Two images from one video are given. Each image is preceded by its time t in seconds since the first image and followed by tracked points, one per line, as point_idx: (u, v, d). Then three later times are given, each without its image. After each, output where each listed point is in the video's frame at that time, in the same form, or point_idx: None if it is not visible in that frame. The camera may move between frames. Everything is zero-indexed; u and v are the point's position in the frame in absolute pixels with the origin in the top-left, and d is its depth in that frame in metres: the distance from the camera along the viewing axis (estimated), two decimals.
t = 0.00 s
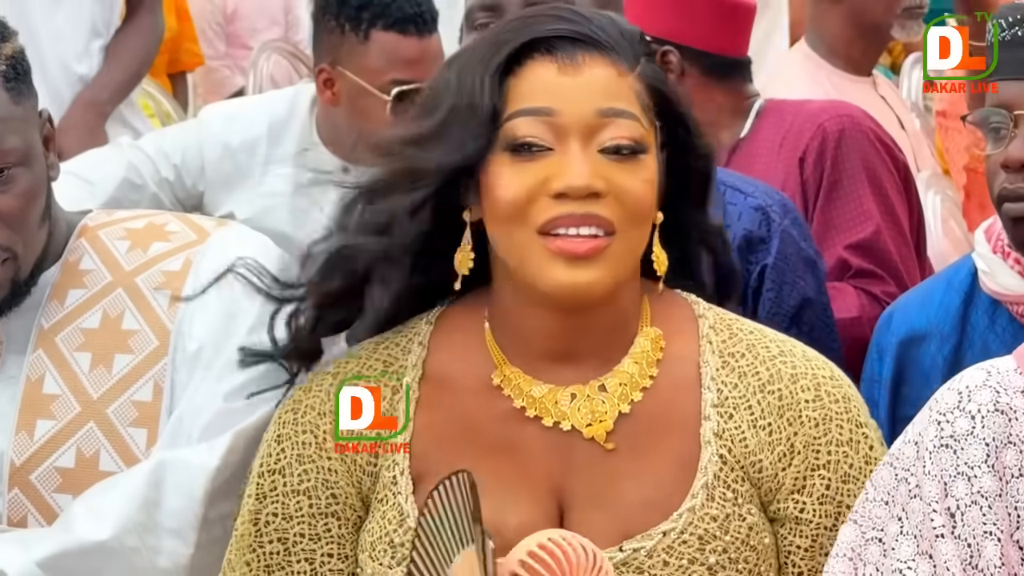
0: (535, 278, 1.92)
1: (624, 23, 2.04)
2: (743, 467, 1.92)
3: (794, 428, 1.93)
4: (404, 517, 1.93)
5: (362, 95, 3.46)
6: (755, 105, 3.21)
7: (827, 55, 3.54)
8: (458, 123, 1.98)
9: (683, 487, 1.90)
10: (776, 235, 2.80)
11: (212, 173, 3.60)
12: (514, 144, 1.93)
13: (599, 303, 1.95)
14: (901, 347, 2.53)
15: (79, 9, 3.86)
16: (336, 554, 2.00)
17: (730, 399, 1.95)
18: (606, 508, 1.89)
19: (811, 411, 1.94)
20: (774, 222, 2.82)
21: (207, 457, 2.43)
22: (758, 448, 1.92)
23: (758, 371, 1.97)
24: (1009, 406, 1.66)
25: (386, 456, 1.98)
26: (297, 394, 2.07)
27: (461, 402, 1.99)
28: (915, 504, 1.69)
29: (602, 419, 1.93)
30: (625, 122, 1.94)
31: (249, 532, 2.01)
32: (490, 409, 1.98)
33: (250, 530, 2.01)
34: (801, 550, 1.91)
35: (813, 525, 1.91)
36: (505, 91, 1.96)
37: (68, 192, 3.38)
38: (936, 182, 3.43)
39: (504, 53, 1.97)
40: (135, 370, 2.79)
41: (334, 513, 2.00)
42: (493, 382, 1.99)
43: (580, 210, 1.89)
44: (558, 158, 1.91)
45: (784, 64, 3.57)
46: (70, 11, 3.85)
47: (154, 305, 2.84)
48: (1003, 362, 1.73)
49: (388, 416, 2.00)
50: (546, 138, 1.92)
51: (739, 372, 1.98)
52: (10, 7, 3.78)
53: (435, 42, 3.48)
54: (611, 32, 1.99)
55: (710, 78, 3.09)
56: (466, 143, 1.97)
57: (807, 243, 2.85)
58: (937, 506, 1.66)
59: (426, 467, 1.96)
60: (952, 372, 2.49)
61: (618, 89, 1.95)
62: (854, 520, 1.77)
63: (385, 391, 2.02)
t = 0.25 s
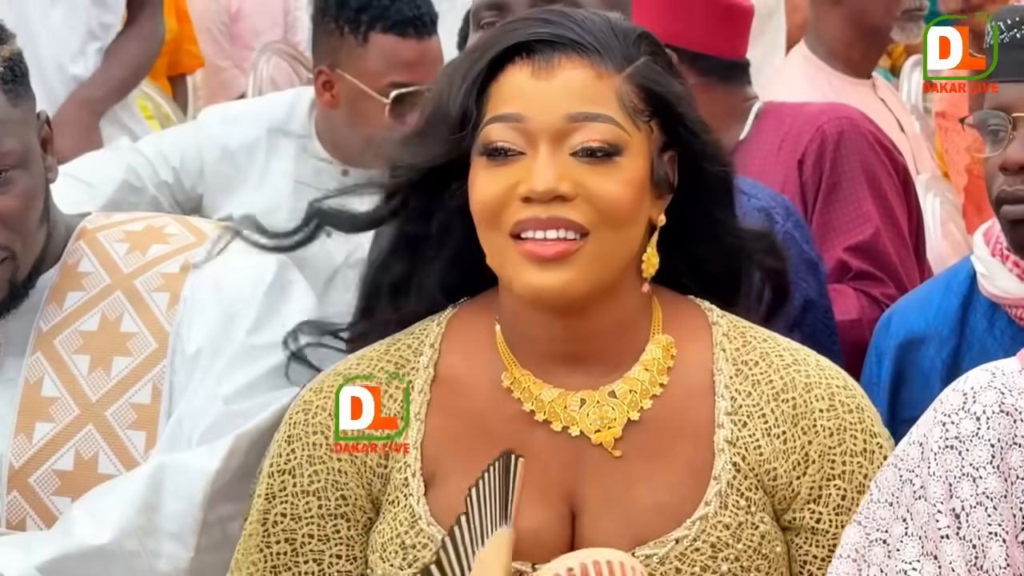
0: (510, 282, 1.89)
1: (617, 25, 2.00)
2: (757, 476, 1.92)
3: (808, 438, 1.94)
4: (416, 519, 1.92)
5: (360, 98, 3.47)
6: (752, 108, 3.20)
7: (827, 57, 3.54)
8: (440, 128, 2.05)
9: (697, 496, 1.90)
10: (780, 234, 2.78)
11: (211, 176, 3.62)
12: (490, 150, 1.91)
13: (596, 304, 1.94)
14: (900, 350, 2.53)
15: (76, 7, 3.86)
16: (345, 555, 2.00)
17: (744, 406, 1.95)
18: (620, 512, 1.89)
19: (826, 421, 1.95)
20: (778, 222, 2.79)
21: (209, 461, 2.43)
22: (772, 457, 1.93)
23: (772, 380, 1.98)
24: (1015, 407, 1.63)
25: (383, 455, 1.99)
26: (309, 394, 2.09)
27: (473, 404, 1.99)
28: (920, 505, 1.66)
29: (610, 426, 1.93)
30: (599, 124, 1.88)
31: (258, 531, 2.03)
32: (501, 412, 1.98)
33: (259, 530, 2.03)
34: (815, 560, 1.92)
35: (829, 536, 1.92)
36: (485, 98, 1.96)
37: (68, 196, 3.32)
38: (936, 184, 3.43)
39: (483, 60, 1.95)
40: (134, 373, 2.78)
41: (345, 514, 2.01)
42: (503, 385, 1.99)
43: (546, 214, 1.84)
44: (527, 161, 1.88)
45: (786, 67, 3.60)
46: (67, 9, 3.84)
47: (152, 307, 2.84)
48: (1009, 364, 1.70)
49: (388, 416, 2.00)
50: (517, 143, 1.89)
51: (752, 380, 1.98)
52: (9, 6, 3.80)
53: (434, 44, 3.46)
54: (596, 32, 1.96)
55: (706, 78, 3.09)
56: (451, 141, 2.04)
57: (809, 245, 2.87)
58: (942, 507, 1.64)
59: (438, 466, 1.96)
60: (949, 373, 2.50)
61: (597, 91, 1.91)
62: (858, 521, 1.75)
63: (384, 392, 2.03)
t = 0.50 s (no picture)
0: (511, 287, 1.89)
1: (619, 30, 2.00)
2: (760, 480, 1.93)
3: (812, 443, 1.95)
4: (417, 523, 1.93)
5: (359, 101, 3.48)
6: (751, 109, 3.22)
7: (826, 61, 3.56)
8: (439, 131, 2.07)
9: (700, 500, 1.91)
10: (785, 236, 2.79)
11: (211, 179, 3.60)
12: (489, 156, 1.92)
13: (598, 308, 1.95)
14: (900, 353, 2.54)
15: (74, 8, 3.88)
16: (348, 557, 2.01)
17: (747, 412, 1.96)
18: (622, 516, 1.90)
19: (829, 427, 1.95)
20: (783, 224, 2.80)
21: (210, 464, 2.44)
22: (776, 462, 1.93)
23: (775, 386, 1.98)
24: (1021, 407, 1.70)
25: (381, 455, 2.00)
26: (312, 397, 2.09)
27: (478, 406, 2.00)
28: (925, 503, 1.69)
29: (613, 431, 1.94)
30: (599, 129, 1.89)
31: (262, 533, 2.04)
32: (504, 415, 1.98)
33: (262, 532, 2.04)
34: (819, 566, 1.94)
35: (832, 543, 1.93)
36: (486, 103, 1.97)
37: (70, 199, 3.37)
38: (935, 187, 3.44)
39: (483, 66, 1.96)
40: (134, 376, 2.78)
41: (347, 516, 2.01)
42: (505, 388, 2.00)
43: (546, 219, 1.85)
44: (526, 167, 1.89)
45: (785, 67, 3.61)
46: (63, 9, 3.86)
47: (153, 310, 2.82)
48: (1016, 366, 1.76)
49: (389, 417, 2.02)
50: (517, 148, 1.90)
51: (756, 386, 1.99)
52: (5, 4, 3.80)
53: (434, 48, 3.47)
54: (597, 37, 1.96)
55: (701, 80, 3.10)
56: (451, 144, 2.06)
57: (814, 248, 2.86)
58: (947, 505, 1.67)
59: (439, 470, 1.97)
60: (948, 374, 2.51)
61: (597, 96, 1.91)
62: (863, 519, 1.77)
63: (384, 391, 2.04)
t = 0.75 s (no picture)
0: (510, 290, 1.90)
1: (616, 32, 2.00)
2: (760, 484, 1.93)
3: (811, 447, 1.95)
4: (417, 526, 1.93)
5: (360, 102, 3.48)
6: (752, 112, 3.21)
7: (827, 63, 3.55)
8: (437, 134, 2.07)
9: (701, 502, 1.91)
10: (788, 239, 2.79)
11: (212, 180, 3.59)
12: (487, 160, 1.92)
13: (598, 310, 1.96)
14: (899, 356, 2.54)
15: (73, 8, 3.88)
16: (347, 561, 2.02)
17: (747, 415, 1.96)
18: (622, 519, 1.90)
19: (828, 430, 1.95)
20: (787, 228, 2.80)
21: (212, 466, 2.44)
22: (775, 465, 1.94)
23: (775, 390, 1.98)
24: None
25: (382, 456, 2.00)
26: (312, 400, 2.09)
27: (479, 408, 2.00)
28: (928, 505, 1.70)
29: (612, 434, 1.95)
30: (596, 133, 1.89)
31: (261, 536, 2.05)
32: (504, 417, 1.99)
33: (262, 535, 2.04)
34: (819, 570, 1.94)
35: (832, 546, 1.93)
36: (483, 107, 1.97)
37: (71, 202, 3.40)
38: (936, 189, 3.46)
39: (479, 70, 1.96)
40: (135, 379, 2.78)
41: (347, 520, 2.02)
42: (505, 391, 2.00)
43: (545, 223, 1.85)
44: (525, 171, 1.89)
45: (785, 69, 3.59)
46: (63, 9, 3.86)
47: (154, 312, 2.82)
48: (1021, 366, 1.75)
49: (388, 416, 2.02)
50: (515, 152, 1.90)
51: (755, 390, 1.99)
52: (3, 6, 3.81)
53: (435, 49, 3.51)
54: (594, 40, 1.96)
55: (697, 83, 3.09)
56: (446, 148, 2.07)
57: (818, 252, 2.86)
58: (951, 507, 1.68)
59: (439, 473, 1.97)
60: (948, 380, 2.51)
61: (594, 100, 1.91)
62: (866, 520, 1.78)
63: (384, 391, 2.05)
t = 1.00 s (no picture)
0: (511, 294, 1.90)
1: (614, 35, 2.00)
2: (761, 487, 1.93)
3: (812, 449, 1.95)
4: (420, 529, 1.93)
5: (365, 103, 3.49)
6: (752, 113, 3.21)
7: (830, 65, 3.56)
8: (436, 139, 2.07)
9: (703, 505, 1.91)
10: (791, 243, 2.79)
11: (215, 181, 3.60)
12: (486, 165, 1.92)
13: (598, 312, 1.96)
14: (903, 357, 2.54)
15: (84, 12, 3.90)
16: (349, 565, 2.01)
17: (748, 417, 1.96)
18: (625, 523, 1.90)
19: (829, 432, 1.95)
20: (790, 231, 2.80)
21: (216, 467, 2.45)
22: (777, 468, 1.93)
23: (776, 392, 1.98)
24: None
25: (383, 456, 2.00)
26: (314, 404, 2.09)
27: (481, 410, 2.00)
28: (931, 511, 1.70)
29: (613, 437, 1.95)
30: (595, 137, 1.89)
31: (262, 541, 2.04)
32: (506, 421, 1.99)
33: (264, 540, 2.04)
34: (820, 572, 1.94)
35: (833, 548, 1.93)
36: (482, 112, 1.97)
37: (75, 204, 3.41)
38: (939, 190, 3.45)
39: (477, 74, 1.96)
40: (140, 379, 2.78)
41: (349, 523, 2.02)
42: (506, 394, 2.00)
43: (544, 228, 1.85)
44: (524, 175, 1.89)
45: (787, 70, 3.60)
46: (72, 12, 3.88)
47: (159, 313, 2.83)
48: None
49: (389, 416, 2.03)
50: (515, 157, 1.90)
51: (756, 392, 1.98)
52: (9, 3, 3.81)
53: (439, 50, 3.52)
54: (592, 44, 1.96)
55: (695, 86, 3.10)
56: (445, 153, 2.08)
57: (821, 254, 2.86)
58: (954, 513, 1.67)
59: (441, 476, 1.97)
60: (951, 383, 2.51)
61: (593, 104, 1.91)
62: (868, 525, 1.78)
63: (384, 391, 2.05)
